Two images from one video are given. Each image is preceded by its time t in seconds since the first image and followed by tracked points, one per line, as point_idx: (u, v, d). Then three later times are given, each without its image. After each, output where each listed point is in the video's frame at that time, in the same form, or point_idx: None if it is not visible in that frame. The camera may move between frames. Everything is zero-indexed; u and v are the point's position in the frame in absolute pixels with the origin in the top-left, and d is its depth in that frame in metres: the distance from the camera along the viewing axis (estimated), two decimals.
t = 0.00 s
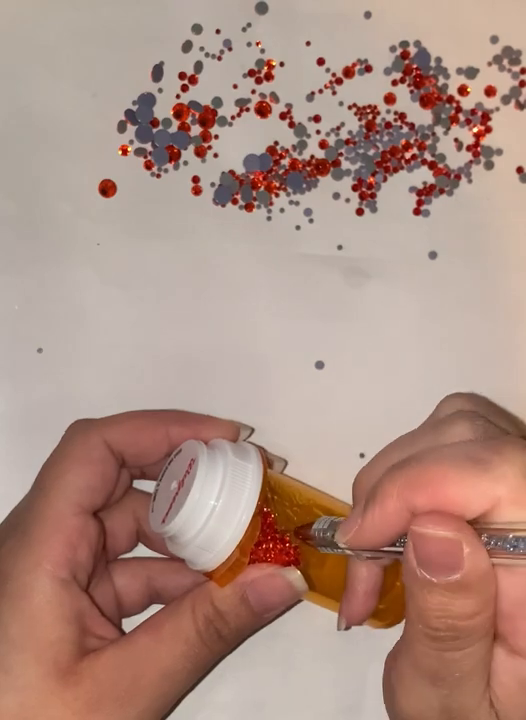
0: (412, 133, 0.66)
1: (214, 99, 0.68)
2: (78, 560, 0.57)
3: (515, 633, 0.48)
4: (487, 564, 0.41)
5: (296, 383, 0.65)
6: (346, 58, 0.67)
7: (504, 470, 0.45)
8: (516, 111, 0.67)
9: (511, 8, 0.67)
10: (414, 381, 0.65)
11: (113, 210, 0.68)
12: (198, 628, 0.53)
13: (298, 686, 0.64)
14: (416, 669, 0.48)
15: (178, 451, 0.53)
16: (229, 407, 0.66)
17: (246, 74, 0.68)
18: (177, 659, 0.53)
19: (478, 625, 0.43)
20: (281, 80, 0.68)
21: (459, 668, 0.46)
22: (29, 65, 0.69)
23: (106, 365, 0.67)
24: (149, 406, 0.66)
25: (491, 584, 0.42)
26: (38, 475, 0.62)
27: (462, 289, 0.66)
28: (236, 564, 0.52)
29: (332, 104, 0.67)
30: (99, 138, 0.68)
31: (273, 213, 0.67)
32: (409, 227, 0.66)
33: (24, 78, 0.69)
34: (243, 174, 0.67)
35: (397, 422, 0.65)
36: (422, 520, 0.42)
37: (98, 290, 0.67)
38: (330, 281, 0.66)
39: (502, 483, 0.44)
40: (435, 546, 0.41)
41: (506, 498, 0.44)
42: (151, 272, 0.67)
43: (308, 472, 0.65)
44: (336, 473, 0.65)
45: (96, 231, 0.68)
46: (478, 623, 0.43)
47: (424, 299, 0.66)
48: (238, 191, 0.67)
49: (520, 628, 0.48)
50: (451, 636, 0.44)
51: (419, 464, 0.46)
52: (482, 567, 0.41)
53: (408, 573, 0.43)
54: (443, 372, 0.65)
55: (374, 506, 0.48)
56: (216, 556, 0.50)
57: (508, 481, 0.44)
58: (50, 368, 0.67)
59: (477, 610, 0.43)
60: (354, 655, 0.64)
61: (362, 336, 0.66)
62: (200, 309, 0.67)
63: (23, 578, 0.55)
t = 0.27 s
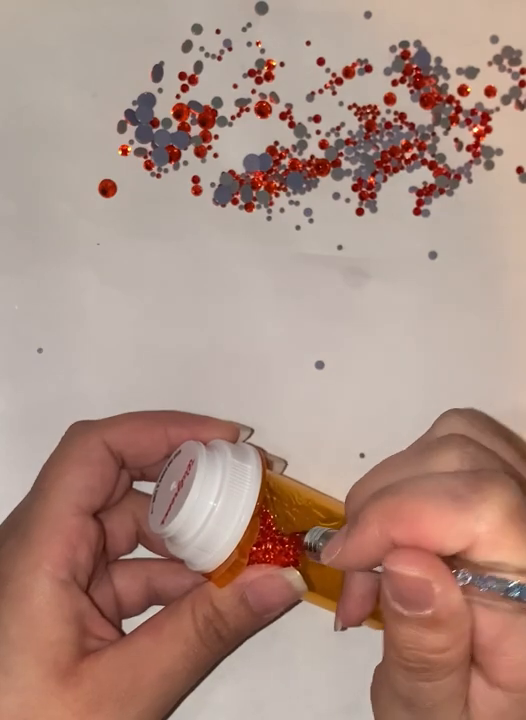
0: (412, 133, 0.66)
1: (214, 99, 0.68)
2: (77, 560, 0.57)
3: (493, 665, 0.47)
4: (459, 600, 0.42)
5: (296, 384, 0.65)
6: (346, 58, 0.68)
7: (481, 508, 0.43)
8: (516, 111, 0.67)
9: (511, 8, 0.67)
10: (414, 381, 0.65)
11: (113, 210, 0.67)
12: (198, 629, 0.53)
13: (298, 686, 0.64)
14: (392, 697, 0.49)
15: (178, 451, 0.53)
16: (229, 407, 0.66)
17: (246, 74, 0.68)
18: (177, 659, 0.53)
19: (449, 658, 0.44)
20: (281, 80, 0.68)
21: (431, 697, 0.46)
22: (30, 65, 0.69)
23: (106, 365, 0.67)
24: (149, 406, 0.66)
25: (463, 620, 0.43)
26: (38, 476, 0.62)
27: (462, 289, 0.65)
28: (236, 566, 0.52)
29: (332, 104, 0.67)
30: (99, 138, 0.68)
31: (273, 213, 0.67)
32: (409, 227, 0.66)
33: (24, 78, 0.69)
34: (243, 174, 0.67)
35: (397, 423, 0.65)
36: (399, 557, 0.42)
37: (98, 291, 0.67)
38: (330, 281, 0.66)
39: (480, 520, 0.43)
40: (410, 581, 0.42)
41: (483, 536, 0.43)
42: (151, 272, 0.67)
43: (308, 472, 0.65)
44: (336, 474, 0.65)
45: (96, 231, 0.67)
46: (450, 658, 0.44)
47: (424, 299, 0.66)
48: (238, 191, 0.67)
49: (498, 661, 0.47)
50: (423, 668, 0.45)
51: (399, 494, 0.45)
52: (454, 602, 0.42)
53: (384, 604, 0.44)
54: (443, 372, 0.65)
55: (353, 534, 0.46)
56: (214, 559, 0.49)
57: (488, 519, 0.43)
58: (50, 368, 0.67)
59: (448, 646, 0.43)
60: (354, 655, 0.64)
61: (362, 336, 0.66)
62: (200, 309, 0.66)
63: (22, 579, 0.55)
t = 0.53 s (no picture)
0: (412, 133, 0.67)
1: (214, 99, 0.68)
2: (77, 561, 0.57)
3: (509, 647, 0.49)
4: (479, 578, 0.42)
5: (296, 383, 0.65)
6: (346, 58, 0.68)
7: (500, 486, 0.44)
8: (516, 111, 0.67)
9: (511, 8, 0.67)
10: (414, 380, 0.65)
11: (113, 210, 0.68)
12: (198, 629, 0.53)
13: (298, 686, 0.64)
14: (409, 681, 0.48)
15: (178, 452, 0.53)
16: (229, 407, 0.66)
17: (246, 74, 0.68)
18: (177, 659, 0.53)
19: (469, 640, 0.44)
20: (281, 80, 0.68)
21: (451, 681, 0.46)
22: (29, 65, 0.69)
23: (106, 365, 0.67)
24: (149, 407, 0.66)
25: (484, 596, 0.43)
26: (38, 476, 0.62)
27: (462, 289, 0.66)
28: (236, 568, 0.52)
29: (332, 104, 0.67)
30: (99, 138, 0.68)
31: (273, 213, 0.67)
32: (409, 227, 0.66)
33: (24, 78, 0.69)
34: (243, 174, 0.67)
35: (397, 422, 0.65)
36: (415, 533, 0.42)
37: (98, 291, 0.67)
38: (330, 281, 0.66)
39: (501, 497, 0.44)
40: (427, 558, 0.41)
41: (502, 514, 0.44)
42: (151, 272, 0.67)
43: (308, 472, 0.65)
44: (336, 473, 0.65)
45: (96, 231, 0.67)
46: (469, 638, 0.44)
47: (424, 299, 0.66)
48: (238, 191, 0.67)
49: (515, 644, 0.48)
50: (442, 650, 0.44)
51: (417, 477, 0.45)
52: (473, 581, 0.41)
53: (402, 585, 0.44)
54: (443, 372, 0.65)
55: (370, 519, 0.46)
56: (215, 559, 0.49)
57: (506, 497, 0.44)
58: (51, 368, 0.67)
59: (468, 625, 0.43)
60: (354, 655, 0.64)
61: (362, 336, 0.66)
62: (200, 309, 0.67)
63: (22, 580, 0.55)
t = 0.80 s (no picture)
0: (412, 133, 0.67)
1: (214, 99, 0.68)
2: (75, 558, 0.57)
3: None
4: None
5: (297, 383, 0.65)
6: (346, 58, 0.67)
7: None
8: (516, 111, 0.67)
9: (511, 8, 0.67)
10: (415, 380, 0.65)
11: (113, 210, 0.67)
12: (186, 620, 0.53)
13: (298, 686, 0.64)
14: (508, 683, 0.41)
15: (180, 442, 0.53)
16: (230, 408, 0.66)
17: (246, 74, 0.68)
18: (171, 651, 0.52)
19: None
20: (281, 80, 0.68)
21: None
22: (29, 64, 0.69)
23: (106, 365, 0.67)
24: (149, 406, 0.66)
25: None
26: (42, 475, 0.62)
27: (462, 290, 0.65)
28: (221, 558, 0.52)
29: (332, 104, 0.67)
30: (98, 138, 0.68)
31: (273, 213, 0.67)
32: (409, 227, 0.66)
33: (24, 78, 0.69)
34: (243, 174, 0.67)
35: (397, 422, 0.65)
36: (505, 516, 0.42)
37: (98, 290, 0.67)
38: (330, 281, 0.66)
39: None
40: None
41: None
42: (151, 272, 0.67)
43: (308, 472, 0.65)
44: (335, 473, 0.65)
45: (96, 231, 0.67)
46: None
47: (424, 299, 0.66)
48: (238, 191, 0.67)
49: None
50: None
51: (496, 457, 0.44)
52: None
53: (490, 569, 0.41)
54: (444, 373, 0.65)
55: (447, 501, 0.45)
56: (203, 550, 0.50)
57: None
58: (51, 368, 0.67)
59: None
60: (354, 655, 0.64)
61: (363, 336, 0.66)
62: (200, 309, 0.67)
63: (21, 575, 0.55)
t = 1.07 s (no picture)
0: (412, 133, 0.67)
1: (214, 99, 0.68)
2: (73, 554, 0.57)
3: None
4: None
5: (297, 383, 0.65)
6: (346, 58, 0.68)
7: None
8: (516, 111, 0.67)
9: (511, 8, 0.67)
10: (415, 380, 0.65)
11: (112, 210, 0.68)
12: (180, 615, 0.52)
13: (297, 685, 0.64)
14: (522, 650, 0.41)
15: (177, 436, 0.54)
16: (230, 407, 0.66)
17: (246, 74, 0.68)
18: (165, 646, 0.52)
19: None
20: (282, 80, 0.68)
21: None
22: (30, 65, 0.69)
23: (106, 364, 0.67)
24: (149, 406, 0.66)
25: None
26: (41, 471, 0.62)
27: (462, 290, 0.66)
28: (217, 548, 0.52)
29: (332, 104, 0.67)
30: (99, 138, 0.68)
31: (273, 213, 0.67)
32: (409, 227, 0.66)
33: (25, 78, 0.69)
34: (243, 174, 0.67)
35: (397, 421, 0.65)
36: None
37: (98, 290, 0.67)
38: (330, 281, 0.66)
39: None
40: None
41: None
42: (151, 272, 0.67)
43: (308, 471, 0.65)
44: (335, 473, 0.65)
45: (96, 231, 0.68)
46: None
47: (424, 299, 0.66)
48: (238, 191, 0.67)
49: None
50: None
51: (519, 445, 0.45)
52: None
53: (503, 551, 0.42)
54: (444, 372, 0.65)
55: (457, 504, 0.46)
56: (196, 542, 0.50)
57: None
58: (51, 368, 0.67)
59: None
60: (354, 655, 0.64)
61: (363, 336, 0.66)
62: (200, 309, 0.67)
63: (18, 570, 0.55)
